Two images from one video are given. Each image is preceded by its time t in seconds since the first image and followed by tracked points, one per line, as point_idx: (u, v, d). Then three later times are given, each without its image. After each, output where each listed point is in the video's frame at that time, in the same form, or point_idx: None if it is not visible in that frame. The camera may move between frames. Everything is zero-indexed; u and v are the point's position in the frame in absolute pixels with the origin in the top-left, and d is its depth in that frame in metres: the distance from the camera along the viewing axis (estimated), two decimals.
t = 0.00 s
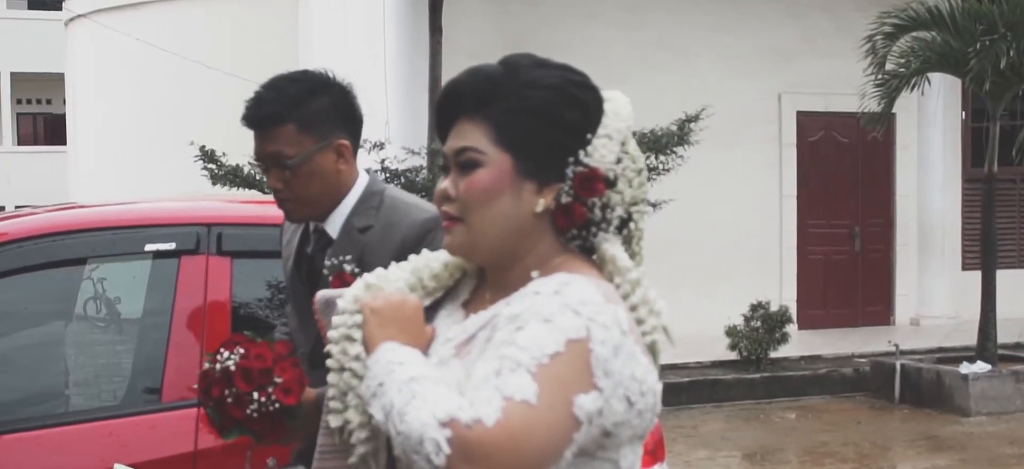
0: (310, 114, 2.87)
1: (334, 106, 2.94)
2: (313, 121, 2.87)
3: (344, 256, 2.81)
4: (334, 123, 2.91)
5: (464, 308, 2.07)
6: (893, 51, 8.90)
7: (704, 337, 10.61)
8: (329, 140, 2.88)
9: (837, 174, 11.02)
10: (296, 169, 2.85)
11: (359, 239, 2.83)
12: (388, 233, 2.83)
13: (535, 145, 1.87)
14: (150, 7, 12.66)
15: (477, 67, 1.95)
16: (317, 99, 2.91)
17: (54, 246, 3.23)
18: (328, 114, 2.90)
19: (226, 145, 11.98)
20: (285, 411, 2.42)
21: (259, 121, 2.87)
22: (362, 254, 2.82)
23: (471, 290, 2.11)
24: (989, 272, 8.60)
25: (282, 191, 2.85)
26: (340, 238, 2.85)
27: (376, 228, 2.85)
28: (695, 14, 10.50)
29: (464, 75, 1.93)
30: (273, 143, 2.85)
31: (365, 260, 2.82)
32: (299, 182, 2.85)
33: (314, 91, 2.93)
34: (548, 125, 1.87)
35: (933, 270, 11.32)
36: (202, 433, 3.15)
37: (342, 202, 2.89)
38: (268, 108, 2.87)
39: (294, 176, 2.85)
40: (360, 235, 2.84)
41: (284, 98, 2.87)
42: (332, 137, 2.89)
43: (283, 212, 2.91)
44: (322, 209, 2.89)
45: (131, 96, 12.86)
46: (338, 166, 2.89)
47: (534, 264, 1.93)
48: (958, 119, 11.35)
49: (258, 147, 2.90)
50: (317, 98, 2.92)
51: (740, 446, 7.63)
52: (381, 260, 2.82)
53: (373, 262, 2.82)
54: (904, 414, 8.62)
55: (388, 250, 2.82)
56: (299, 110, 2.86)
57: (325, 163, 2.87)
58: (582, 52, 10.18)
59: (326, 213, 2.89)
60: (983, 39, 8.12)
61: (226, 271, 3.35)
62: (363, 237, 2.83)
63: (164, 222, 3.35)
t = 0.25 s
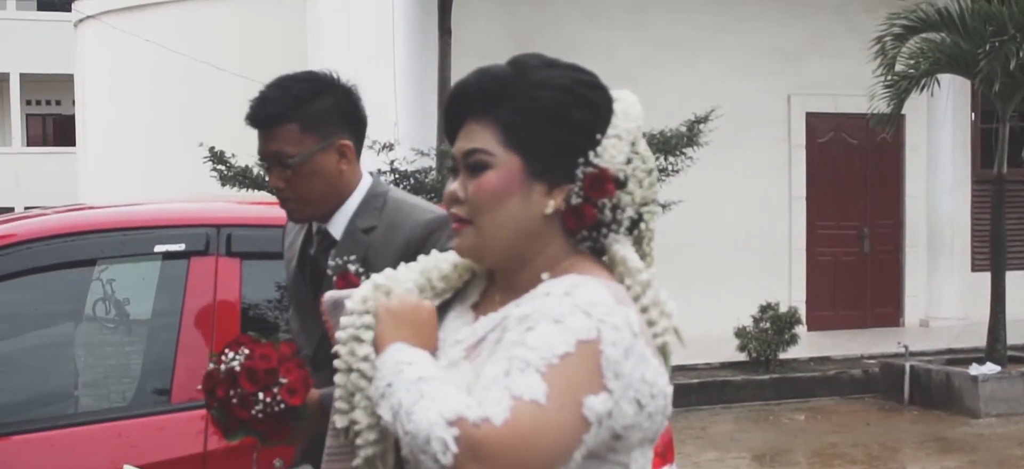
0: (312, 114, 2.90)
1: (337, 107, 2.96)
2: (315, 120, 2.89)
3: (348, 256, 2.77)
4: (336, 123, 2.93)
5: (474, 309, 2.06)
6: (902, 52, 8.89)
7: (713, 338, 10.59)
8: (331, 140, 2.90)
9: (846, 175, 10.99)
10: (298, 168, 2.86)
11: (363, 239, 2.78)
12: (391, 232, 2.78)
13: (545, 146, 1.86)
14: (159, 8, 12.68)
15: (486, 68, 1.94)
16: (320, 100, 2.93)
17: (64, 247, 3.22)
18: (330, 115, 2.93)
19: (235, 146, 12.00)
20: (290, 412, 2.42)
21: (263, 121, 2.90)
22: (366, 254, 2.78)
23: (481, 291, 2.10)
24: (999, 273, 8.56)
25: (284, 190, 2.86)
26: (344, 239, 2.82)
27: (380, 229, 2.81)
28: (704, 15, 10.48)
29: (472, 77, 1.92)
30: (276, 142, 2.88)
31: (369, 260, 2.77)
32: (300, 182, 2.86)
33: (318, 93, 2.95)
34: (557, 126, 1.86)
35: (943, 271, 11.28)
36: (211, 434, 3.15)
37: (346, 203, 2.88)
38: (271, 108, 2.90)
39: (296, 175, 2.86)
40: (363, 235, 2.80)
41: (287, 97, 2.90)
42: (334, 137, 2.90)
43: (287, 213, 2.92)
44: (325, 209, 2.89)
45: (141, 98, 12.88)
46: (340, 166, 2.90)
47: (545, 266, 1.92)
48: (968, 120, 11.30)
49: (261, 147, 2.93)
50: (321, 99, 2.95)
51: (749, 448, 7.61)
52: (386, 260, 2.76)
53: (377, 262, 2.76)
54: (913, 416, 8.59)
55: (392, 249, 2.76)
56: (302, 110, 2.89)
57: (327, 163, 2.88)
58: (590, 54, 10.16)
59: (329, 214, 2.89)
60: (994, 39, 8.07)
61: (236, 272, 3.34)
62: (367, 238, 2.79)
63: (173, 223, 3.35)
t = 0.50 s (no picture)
0: (317, 112, 2.90)
1: (341, 107, 2.97)
2: (319, 119, 2.90)
3: (353, 256, 2.76)
4: (340, 123, 2.93)
5: (485, 310, 2.05)
6: (913, 53, 8.88)
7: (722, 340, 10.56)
8: (334, 140, 2.90)
9: (856, 177, 10.95)
10: (300, 167, 2.86)
11: (367, 239, 2.77)
12: (395, 232, 2.77)
13: (557, 147, 1.85)
14: (170, 10, 12.70)
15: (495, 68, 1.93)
16: (324, 99, 2.94)
17: (74, 248, 3.23)
18: (334, 114, 2.93)
19: (245, 147, 12.02)
20: (295, 412, 2.41)
21: (268, 119, 2.91)
22: (370, 254, 2.76)
23: (492, 291, 2.09)
24: (1009, 275, 8.52)
25: (287, 189, 2.87)
26: (347, 239, 2.80)
27: (384, 229, 2.80)
28: (714, 16, 10.45)
29: (483, 77, 1.91)
30: (280, 140, 2.89)
31: (373, 260, 2.75)
32: (303, 181, 2.87)
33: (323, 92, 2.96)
34: (569, 127, 1.85)
35: (953, 272, 11.23)
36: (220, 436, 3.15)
37: (349, 203, 2.87)
38: (275, 106, 2.91)
39: (299, 174, 2.87)
40: (367, 234, 2.78)
41: (292, 96, 2.91)
42: (338, 136, 2.91)
43: (289, 212, 2.92)
44: (328, 209, 2.88)
45: (151, 99, 12.90)
46: (343, 166, 2.90)
47: (557, 267, 1.90)
48: (978, 122, 11.25)
49: (265, 146, 2.94)
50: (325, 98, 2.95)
51: (759, 449, 7.59)
52: (390, 259, 2.75)
53: (380, 262, 2.75)
54: (923, 417, 8.55)
55: (397, 249, 2.76)
56: (306, 108, 2.90)
57: (329, 162, 2.88)
58: (600, 55, 10.15)
59: (332, 214, 2.88)
60: (1004, 41, 8.01)
61: (246, 273, 3.33)
62: (371, 237, 2.77)
63: (184, 224, 3.35)
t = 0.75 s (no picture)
0: (320, 111, 2.89)
1: (344, 106, 2.96)
2: (323, 118, 2.89)
3: (356, 255, 2.76)
4: (343, 122, 2.92)
5: (495, 311, 2.04)
6: (924, 54, 8.79)
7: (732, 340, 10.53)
8: (337, 139, 2.89)
9: (867, 178, 10.92)
10: (302, 165, 2.86)
11: (370, 238, 2.78)
12: (399, 231, 2.79)
13: (569, 148, 1.84)
14: (181, 10, 12.73)
15: (506, 68, 1.92)
16: (327, 98, 2.93)
17: (85, 249, 3.23)
18: (338, 113, 2.92)
19: (255, 148, 12.04)
20: (301, 413, 2.39)
21: (271, 116, 2.89)
22: (374, 253, 2.77)
23: (503, 292, 2.08)
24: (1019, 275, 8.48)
25: (290, 187, 2.86)
26: (350, 238, 2.80)
27: (387, 228, 2.81)
28: (724, 16, 10.42)
29: (493, 78, 1.90)
30: (283, 138, 2.87)
31: (377, 259, 2.76)
32: (306, 179, 2.86)
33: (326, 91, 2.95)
34: (582, 128, 1.84)
35: (964, 273, 11.19)
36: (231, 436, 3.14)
37: (351, 202, 2.87)
38: (279, 103, 2.90)
39: (302, 172, 2.86)
40: (370, 234, 2.79)
41: (295, 94, 2.90)
42: (341, 135, 2.90)
43: (291, 211, 2.91)
44: (330, 208, 2.87)
45: (162, 100, 12.93)
46: (345, 165, 2.89)
47: (569, 269, 1.90)
48: (988, 122, 11.20)
49: (268, 143, 2.92)
50: (329, 97, 2.94)
51: (770, 450, 7.56)
52: (393, 258, 2.76)
53: (384, 261, 2.76)
54: (934, 418, 8.51)
55: (400, 249, 2.78)
56: (310, 107, 2.89)
57: (332, 161, 2.87)
58: (609, 55, 10.14)
59: (334, 213, 2.87)
60: (1015, 41, 8.02)
61: (257, 273, 3.33)
62: (374, 236, 2.78)
63: (195, 225, 3.35)
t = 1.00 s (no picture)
0: (323, 108, 2.87)
1: (345, 104, 2.93)
2: (326, 115, 2.87)
3: (360, 254, 2.78)
4: (346, 120, 2.91)
5: (506, 311, 2.03)
6: (935, 53, 8.75)
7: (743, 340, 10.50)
8: (341, 137, 2.88)
9: (878, 177, 10.88)
10: (305, 163, 2.84)
11: (374, 236, 2.81)
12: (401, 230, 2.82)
13: (582, 149, 1.83)
14: (192, 10, 12.76)
15: (518, 68, 1.91)
16: (330, 96, 2.90)
17: (96, 249, 3.22)
18: (341, 111, 2.91)
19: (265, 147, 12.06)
20: (309, 409, 2.37)
21: (274, 113, 2.87)
22: (377, 251, 2.80)
23: (514, 292, 2.07)
24: None
25: (292, 185, 2.85)
26: (354, 236, 2.83)
27: (390, 226, 2.84)
28: (735, 16, 10.39)
29: (506, 77, 1.89)
30: (285, 135, 2.86)
31: (380, 256, 2.79)
32: (308, 177, 2.84)
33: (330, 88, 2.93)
34: (596, 128, 1.83)
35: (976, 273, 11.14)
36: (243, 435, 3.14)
37: (355, 201, 2.87)
38: (282, 100, 2.87)
39: (304, 169, 2.84)
40: (373, 232, 2.82)
41: (297, 91, 2.88)
42: (343, 133, 2.88)
43: (294, 208, 2.90)
44: (333, 205, 2.87)
45: (173, 99, 12.95)
46: (348, 163, 2.88)
47: (582, 270, 1.88)
48: (1000, 122, 11.15)
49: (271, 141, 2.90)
50: (332, 95, 2.92)
51: (781, 450, 7.54)
52: (397, 256, 2.79)
53: (388, 258, 2.79)
54: (945, 418, 8.47)
55: (403, 247, 2.81)
56: (312, 104, 2.86)
57: (335, 159, 2.86)
58: (620, 55, 10.12)
59: (337, 210, 2.88)
60: None
61: (268, 273, 3.33)
62: (378, 234, 2.81)
63: (206, 225, 3.35)
